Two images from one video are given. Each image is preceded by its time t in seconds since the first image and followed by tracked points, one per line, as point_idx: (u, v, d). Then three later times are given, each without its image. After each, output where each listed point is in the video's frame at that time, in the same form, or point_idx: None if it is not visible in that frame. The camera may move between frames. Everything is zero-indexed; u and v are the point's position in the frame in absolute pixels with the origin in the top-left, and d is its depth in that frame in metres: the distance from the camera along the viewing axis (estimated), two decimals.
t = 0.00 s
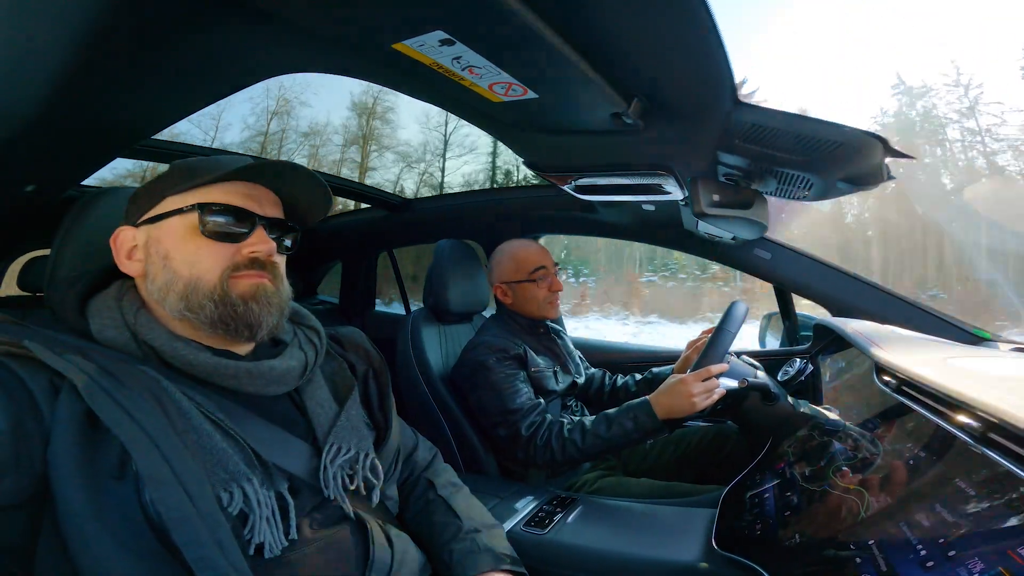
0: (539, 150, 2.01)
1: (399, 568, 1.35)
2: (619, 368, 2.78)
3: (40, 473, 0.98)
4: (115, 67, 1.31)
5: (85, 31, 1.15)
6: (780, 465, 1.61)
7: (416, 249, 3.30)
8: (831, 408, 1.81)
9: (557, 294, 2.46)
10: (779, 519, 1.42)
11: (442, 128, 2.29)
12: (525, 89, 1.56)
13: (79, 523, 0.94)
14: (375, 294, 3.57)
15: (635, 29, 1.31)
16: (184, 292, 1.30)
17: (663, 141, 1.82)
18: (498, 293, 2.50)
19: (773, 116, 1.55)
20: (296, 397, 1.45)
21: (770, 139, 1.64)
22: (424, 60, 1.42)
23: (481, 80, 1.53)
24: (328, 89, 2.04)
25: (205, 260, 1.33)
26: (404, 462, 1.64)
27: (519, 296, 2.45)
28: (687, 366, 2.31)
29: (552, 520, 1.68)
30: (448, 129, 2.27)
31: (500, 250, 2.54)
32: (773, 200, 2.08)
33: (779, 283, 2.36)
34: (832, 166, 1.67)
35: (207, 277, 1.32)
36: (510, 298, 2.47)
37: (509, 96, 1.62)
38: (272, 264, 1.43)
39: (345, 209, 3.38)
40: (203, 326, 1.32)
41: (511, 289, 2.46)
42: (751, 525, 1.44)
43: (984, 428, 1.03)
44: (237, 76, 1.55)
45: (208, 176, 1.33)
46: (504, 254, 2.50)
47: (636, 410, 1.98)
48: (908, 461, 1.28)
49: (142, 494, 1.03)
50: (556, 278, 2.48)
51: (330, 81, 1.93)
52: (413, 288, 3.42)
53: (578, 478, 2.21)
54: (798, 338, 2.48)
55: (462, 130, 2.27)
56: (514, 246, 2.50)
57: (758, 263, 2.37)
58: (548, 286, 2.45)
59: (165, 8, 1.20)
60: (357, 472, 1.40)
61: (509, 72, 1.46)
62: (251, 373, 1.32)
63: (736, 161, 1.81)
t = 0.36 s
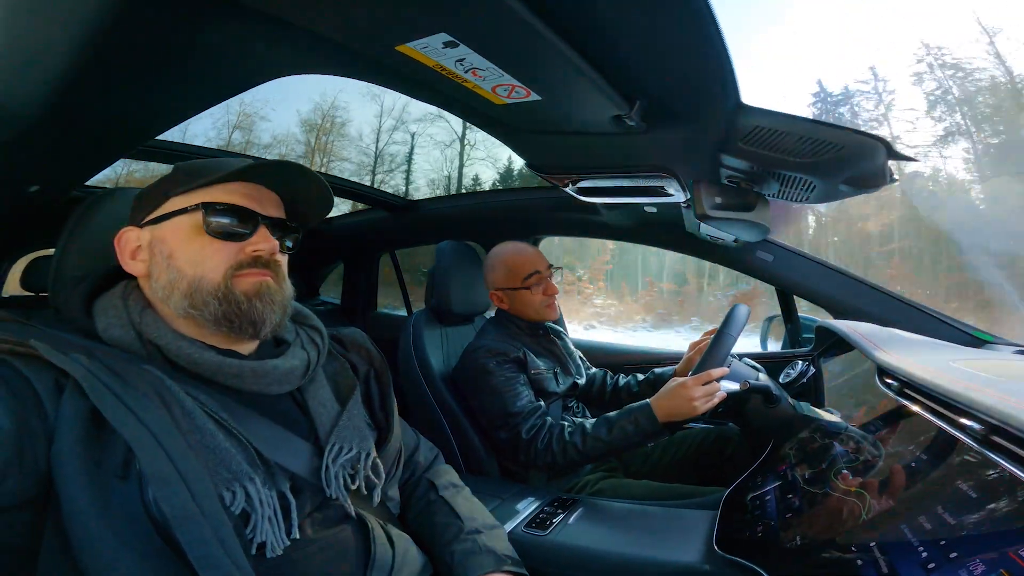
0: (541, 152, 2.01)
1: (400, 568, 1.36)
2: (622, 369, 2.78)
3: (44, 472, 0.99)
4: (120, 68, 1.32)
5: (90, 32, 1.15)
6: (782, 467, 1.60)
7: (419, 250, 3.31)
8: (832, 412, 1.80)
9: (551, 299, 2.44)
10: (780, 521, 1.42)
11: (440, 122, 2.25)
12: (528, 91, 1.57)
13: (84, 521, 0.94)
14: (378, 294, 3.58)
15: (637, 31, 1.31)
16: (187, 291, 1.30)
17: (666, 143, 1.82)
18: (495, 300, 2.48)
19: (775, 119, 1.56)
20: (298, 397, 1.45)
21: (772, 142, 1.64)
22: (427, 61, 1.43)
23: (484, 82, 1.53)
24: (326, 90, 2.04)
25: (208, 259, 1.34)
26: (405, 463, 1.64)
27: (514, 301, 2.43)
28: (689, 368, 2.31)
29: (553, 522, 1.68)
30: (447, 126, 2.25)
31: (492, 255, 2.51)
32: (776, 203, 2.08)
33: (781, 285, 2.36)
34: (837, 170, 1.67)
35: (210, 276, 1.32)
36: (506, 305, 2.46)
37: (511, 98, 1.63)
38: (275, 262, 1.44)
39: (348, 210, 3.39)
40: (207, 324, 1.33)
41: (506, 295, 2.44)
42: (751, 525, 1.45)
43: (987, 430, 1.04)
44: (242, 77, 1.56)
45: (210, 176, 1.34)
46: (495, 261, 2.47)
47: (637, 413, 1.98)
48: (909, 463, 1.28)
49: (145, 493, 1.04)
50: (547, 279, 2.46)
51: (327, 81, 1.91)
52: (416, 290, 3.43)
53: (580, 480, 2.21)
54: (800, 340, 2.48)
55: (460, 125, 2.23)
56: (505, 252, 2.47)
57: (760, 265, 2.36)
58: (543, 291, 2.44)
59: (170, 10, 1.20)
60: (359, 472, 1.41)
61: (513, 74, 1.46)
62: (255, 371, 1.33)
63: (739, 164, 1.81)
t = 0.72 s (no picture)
0: (542, 153, 2.01)
1: (399, 569, 1.36)
2: (622, 370, 2.78)
3: (44, 471, 0.99)
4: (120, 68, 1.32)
5: (91, 32, 1.15)
6: (781, 468, 1.61)
7: (418, 251, 3.31)
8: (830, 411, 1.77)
9: (557, 300, 2.45)
10: (779, 522, 1.42)
11: (379, 134, 2.47)
12: (528, 92, 1.57)
13: (83, 521, 0.95)
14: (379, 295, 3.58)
15: (637, 33, 1.31)
16: (184, 293, 1.31)
17: (666, 145, 1.82)
18: (498, 298, 2.49)
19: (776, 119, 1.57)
20: (298, 397, 1.46)
21: (772, 143, 1.65)
22: (428, 62, 1.43)
23: (485, 83, 1.54)
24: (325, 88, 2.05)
25: (206, 261, 1.34)
26: (405, 463, 1.65)
27: (519, 300, 2.43)
28: (690, 369, 2.32)
29: (552, 523, 1.68)
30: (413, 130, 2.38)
31: (498, 253, 2.51)
32: (777, 204, 2.08)
33: (781, 285, 2.36)
34: (839, 171, 1.66)
35: (207, 277, 1.33)
36: (510, 304, 2.46)
37: (512, 99, 1.63)
38: (274, 264, 1.44)
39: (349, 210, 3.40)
40: (204, 325, 1.34)
41: (510, 294, 2.44)
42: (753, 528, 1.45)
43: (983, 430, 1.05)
44: (242, 76, 1.56)
45: (207, 177, 1.34)
46: (503, 259, 2.46)
47: (636, 416, 1.98)
48: (908, 464, 1.28)
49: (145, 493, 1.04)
50: (553, 281, 2.46)
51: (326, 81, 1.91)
52: (416, 291, 3.44)
53: (579, 481, 2.22)
54: (800, 342, 2.47)
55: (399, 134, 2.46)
56: (513, 250, 2.47)
57: (760, 266, 2.37)
58: (549, 291, 2.44)
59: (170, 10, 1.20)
60: (358, 472, 1.41)
61: (513, 75, 1.47)
62: (254, 371, 1.33)
63: (739, 164, 1.82)
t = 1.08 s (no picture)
0: (544, 156, 2.01)
1: (398, 571, 1.36)
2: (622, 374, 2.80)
3: (44, 472, 0.99)
4: (123, 69, 1.32)
5: (94, 34, 1.16)
6: (780, 473, 1.61)
7: (419, 254, 3.31)
8: (830, 414, 1.78)
9: (561, 305, 2.45)
10: (778, 527, 1.42)
11: (321, 149, 2.54)
12: (530, 96, 1.57)
13: (83, 521, 0.95)
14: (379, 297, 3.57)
15: (639, 38, 1.32)
16: (184, 296, 1.31)
17: (666, 149, 1.83)
18: (501, 300, 2.50)
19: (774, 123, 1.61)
20: (299, 399, 1.46)
21: (774, 147, 1.69)
22: (430, 66, 1.44)
23: (487, 87, 1.54)
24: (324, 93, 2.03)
25: (206, 264, 1.34)
26: (404, 466, 1.65)
27: (521, 303, 2.44)
28: (690, 373, 2.32)
29: (551, 526, 1.68)
30: (372, 139, 2.42)
31: (503, 256, 2.52)
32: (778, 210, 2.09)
33: (782, 291, 2.36)
34: (838, 175, 1.70)
35: (207, 280, 1.33)
36: (513, 306, 2.47)
37: (514, 103, 1.63)
38: (274, 267, 1.44)
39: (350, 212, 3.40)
40: (203, 328, 1.34)
41: (514, 296, 2.45)
42: (756, 534, 1.44)
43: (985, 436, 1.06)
44: (245, 78, 1.56)
45: (207, 180, 1.34)
46: (509, 262, 2.47)
47: (635, 421, 1.98)
48: (908, 469, 1.28)
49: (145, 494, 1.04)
50: (558, 287, 2.46)
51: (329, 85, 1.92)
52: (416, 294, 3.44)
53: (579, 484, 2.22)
54: (799, 346, 2.48)
55: (338, 149, 2.53)
56: (519, 254, 2.48)
57: (760, 270, 2.38)
58: (553, 295, 2.44)
59: (173, 12, 1.21)
60: (358, 474, 1.41)
61: (515, 79, 1.47)
62: (254, 372, 1.33)
63: (740, 169, 1.84)
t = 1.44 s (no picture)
0: (546, 160, 2.02)
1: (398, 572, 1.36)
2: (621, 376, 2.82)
3: (45, 472, 0.99)
4: (128, 71, 1.33)
5: (99, 36, 1.16)
6: (778, 477, 1.62)
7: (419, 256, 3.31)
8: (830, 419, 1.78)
9: (557, 306, 2.46)
10: (777, 531, 1.42)
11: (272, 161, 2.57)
12: (532, 100, 1.58)
13: (84, 521, 0.95)
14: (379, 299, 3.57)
15: (639, 43, 1.33)
16: (189, 299, 1.32)
17: (667, 154, 1.84)
18: (501, 303, 2.51)
19: (777, 129, 1.59)
20: (301, 400, 1.46)
21: (775, 152, 1.68)
22: (433, 70, 1.45)
23: (489, 91, 1.55)
24: (327, 100, 2.04)
25: (211, 266, 1.35)
26: (404, 466, 1.65)
27: (521, 305, 2.44)
28: (690, 376, 2.33)
29: (550, 529, 1.68)
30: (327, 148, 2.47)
31: (504, 258, 2.53)
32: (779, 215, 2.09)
33: (783, 295, 2.36)
34: (837, 181, 1.71)
35: (212, 283, 1.34)
36: (510, 308, 2.48)
37: (515, 107, 1.64)
38: (278, 271, 1.45)
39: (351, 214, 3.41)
40: (209, 331, 1.35)
41: (512, 298, 2.46)
42: (755, 538, 1.44)
43: (981, 440, 1.08)
44: (249, 80, 1.56)
45: (213, 183, 1.34)
46: (508, 263, 2.49)
47: (634, 424, 1.99)
48: (907, 474, 1.28)
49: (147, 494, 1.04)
50: (557, 289, 2.47)
51: (333, 88, 1.92)
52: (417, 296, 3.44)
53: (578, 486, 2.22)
54: (799, 350, 2.48)
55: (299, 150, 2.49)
56: (519, 255, 2.49)
57: (761, 275, 2.37)
58: (549, 297, 2.45)
59: (178, 14, 1.21)
60: (359, 475, 1.42)
61: (516, 83, 1.48)
62: (257, 373, 1.34)
63: (741, 174, 1.84)
